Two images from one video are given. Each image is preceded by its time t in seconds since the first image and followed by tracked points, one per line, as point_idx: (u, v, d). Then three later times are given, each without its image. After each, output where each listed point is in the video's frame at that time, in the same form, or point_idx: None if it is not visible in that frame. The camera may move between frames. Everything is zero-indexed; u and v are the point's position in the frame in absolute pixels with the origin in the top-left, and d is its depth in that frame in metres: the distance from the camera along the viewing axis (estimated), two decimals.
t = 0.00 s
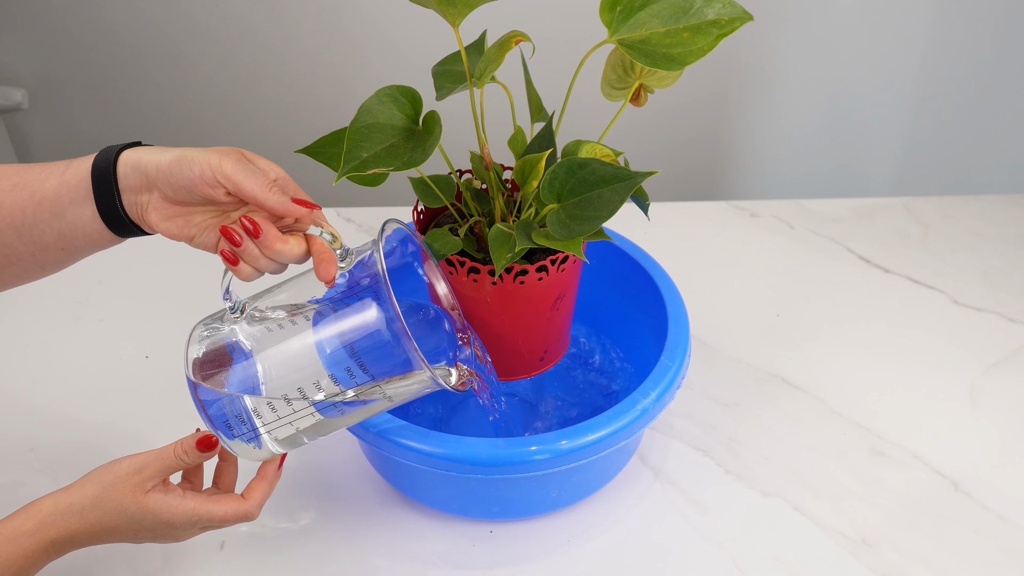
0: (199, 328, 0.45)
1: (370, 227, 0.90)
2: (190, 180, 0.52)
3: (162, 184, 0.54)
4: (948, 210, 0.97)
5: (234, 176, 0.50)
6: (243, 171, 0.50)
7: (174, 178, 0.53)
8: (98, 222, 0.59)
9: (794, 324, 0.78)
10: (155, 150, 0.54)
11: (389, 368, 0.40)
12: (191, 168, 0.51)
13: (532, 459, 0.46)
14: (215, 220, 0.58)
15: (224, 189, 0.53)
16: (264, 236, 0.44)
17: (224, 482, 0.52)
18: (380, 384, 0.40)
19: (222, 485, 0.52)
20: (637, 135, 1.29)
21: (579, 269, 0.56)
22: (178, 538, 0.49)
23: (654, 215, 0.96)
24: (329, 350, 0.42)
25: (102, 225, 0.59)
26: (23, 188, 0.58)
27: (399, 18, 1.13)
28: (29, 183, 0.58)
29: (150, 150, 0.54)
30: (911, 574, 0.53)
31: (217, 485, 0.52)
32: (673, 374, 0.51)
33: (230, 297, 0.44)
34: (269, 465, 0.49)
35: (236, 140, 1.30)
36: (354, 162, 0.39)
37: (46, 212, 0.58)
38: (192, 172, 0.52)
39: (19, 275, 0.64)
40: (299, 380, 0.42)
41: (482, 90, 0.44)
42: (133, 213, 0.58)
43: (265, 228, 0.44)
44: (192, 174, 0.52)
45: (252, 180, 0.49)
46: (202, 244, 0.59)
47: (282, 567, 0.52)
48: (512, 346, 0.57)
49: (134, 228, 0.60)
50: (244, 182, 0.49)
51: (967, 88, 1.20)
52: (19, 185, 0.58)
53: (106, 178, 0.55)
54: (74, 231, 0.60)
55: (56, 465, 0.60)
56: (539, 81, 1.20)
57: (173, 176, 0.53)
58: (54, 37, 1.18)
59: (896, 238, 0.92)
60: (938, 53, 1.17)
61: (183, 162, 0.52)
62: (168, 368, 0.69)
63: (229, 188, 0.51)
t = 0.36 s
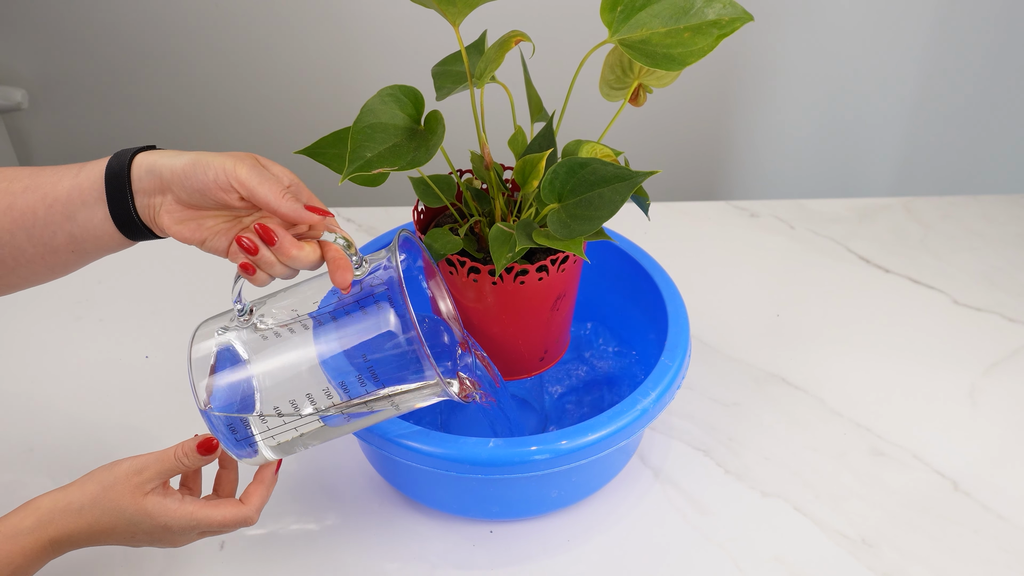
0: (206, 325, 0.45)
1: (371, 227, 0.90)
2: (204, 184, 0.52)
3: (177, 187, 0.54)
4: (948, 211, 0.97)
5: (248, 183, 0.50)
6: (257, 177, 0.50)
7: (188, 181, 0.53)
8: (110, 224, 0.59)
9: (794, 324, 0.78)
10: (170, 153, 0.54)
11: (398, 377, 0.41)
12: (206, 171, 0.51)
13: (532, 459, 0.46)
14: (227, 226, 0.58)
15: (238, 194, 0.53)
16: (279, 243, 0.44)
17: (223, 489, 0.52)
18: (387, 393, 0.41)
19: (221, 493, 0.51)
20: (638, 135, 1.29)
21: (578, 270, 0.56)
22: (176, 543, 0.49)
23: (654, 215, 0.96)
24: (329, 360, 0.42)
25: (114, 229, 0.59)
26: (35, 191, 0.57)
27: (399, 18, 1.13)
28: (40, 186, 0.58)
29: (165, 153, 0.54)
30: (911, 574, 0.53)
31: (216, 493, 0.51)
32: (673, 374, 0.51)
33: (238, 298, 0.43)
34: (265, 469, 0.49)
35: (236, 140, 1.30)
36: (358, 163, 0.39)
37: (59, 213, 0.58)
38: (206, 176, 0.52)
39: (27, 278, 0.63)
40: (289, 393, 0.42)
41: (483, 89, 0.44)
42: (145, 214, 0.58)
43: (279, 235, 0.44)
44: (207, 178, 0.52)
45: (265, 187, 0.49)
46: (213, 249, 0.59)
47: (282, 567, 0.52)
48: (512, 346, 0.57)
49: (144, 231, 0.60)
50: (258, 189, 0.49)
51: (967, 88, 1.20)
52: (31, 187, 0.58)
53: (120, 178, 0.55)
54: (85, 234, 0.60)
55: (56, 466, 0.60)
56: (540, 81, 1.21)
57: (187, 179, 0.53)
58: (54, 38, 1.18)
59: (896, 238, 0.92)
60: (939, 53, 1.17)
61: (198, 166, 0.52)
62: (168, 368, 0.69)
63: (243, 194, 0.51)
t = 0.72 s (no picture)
0: (218, 313, 0.45)
1: (371, 227, 0.90)
2: (230, 179, 0.52)
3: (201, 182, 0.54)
4: (948, 210, 0.97)
5: (275, 180, 0.50)
6: (284, 174, 0.50)
7: (214, 175, 0.53)
8: (128, 218, 0.58)
9: (794, 323, 0.78)
10: (195, 147, 0.54)
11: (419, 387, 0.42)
12: (233, 166, 0.51)
13: (532, 459, 0.45)
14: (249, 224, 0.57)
15: (263, 191, 0.53)
16: (311, 247, 0.44)
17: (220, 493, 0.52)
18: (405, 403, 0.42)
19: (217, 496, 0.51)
20: (638, 135, 1.29)
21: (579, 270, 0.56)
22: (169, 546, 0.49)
23: (654, 215, 0.96)
24: (335, 374, 0.43)
25: (132, 223, 0.59)
26: (53, 183, 0.58)
27: (400, 18, 1.13)
28: (59, 178, 0.58)
29: (190, 148, 0.54)
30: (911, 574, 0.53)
31: (213, 496, 0.51)
32: (673, 373, 0.51)
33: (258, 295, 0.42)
34: (260, 468, 0.49)
35: (236, 140, 1.30)
36: (357, 162, 0.39)
37: (77, 206, 0.58)
38: (233, 172, 0.52)
39: (39, 273, 0.62)
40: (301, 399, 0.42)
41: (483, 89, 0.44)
42: (165, 210, 0.57)
43: (312, 239, 0.44)
44: (233, 173, 0.52)
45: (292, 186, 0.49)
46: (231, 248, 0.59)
47: (282, 567, 0.52)
48: (512, 346, 0.57)
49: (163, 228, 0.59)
50: (286, 186, 0.49)
51: (967, 88, 1.20)
52: (48, 180, 0.58)
53: (143, 172, 0.55)
54: (103, 227, 0.59)
55: (56, 465, 0.60)
56: (540, 81, 1.21)
57: (213, 174, 0.53)
58: (54, 37, 1.18)
59: (896, 238, 0.92)
60: (939, 53, 1.17)
61: (224, 161, 0.52)
62: (168, 368, 0.69)
63: (268, 190, 0.51)
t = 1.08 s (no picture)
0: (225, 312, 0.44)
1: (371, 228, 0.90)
2: (253, 185, 0.52)
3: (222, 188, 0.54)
4: (948, 210, 0.97)
5: (300, 186, 0.50)
6: (309, 181, 0.50)
7: (237, 181, 0.53)
8: (142, 224, 0.58)
9: (794, 323, 0.78)
10: (218, 154, 0.54)
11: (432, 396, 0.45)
12: (257, 171, 0.51)
13: (532, 459, 0.45)
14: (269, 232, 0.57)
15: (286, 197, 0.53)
16: (347, 258, 0.42)
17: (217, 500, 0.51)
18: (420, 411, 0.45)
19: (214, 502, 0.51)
20: (638, 135, 1.30)
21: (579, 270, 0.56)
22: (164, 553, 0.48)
23: (654, 216, 0.96)
24: (341, 383, 0.44)
25: (147, 229, 0.58)
26: (65, 188, 0.57)
27: (400, 19, 1.14)
28: (73, 182, 0.58)
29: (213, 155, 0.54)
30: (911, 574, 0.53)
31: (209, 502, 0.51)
32: (673, 373, 0.51)
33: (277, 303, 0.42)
34: (257, 472, 0.50)
35: (237, 140, 1.30)
36: (355, 163, 0.39)
37: (89, 211, 0.57)
38: (256, 177, 0.52)
39: (47, 278, 0.61)
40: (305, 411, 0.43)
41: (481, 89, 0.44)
42: (183, 216, 0.57)
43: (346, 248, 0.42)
44: (256, 179, 0.52)
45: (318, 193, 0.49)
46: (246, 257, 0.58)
47: (282, 567, 0.52)
48: (512, 346, 0.57)
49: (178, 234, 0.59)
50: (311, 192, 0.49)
51: (966, 88, 1.20)
52: (62, 184, 0.58)
53: (163, 177, 0.55)
54: (115, 232, 0.59)
55: (56, 465, 0.60)
56: (540, 82, 1.21)
57: (235, 179, 0.53)
58: (54, 38, 1.18)
59: (896, 239, 0.92)
60: (938, 53, 1.17)
61: (248, 166, 0.52)
62: (169, 369, 0.70)
63: (291, 197, 0.51)
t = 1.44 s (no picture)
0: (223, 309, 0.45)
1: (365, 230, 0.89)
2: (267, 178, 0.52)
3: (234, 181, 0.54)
4: (943, 208, 0.97)
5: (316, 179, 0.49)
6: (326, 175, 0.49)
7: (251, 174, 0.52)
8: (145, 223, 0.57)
9: (790, 323, 0.78)
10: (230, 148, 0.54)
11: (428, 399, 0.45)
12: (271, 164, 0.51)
13: (529, 461, 0.45)
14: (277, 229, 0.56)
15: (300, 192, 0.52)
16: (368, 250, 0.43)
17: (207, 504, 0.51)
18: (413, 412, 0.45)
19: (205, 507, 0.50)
20: (633, 135, 1.29)
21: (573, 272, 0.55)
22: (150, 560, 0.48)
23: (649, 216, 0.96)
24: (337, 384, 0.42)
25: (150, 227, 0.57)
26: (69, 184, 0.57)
27: (395, 19, 1.13)
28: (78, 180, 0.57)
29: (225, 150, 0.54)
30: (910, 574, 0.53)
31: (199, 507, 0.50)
32: (671, 374, 0.51)
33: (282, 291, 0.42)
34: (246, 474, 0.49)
35: (230, 141, 1.30)
36: (352, 166, 0.38)
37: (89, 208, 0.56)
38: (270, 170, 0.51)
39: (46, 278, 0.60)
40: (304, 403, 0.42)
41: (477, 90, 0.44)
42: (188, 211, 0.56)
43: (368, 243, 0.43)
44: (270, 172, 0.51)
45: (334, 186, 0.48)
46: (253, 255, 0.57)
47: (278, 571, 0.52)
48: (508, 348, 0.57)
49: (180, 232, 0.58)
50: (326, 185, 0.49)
51: (960, 87, 1.21)
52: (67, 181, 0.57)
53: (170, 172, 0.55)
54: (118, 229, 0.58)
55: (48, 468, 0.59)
56: (534, 81, 1.20)
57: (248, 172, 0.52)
58: (45, 37, 1.16)
59: (891, 237, 0.92)
60: (932, 51, 1.17)
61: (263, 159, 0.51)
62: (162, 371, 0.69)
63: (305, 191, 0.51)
